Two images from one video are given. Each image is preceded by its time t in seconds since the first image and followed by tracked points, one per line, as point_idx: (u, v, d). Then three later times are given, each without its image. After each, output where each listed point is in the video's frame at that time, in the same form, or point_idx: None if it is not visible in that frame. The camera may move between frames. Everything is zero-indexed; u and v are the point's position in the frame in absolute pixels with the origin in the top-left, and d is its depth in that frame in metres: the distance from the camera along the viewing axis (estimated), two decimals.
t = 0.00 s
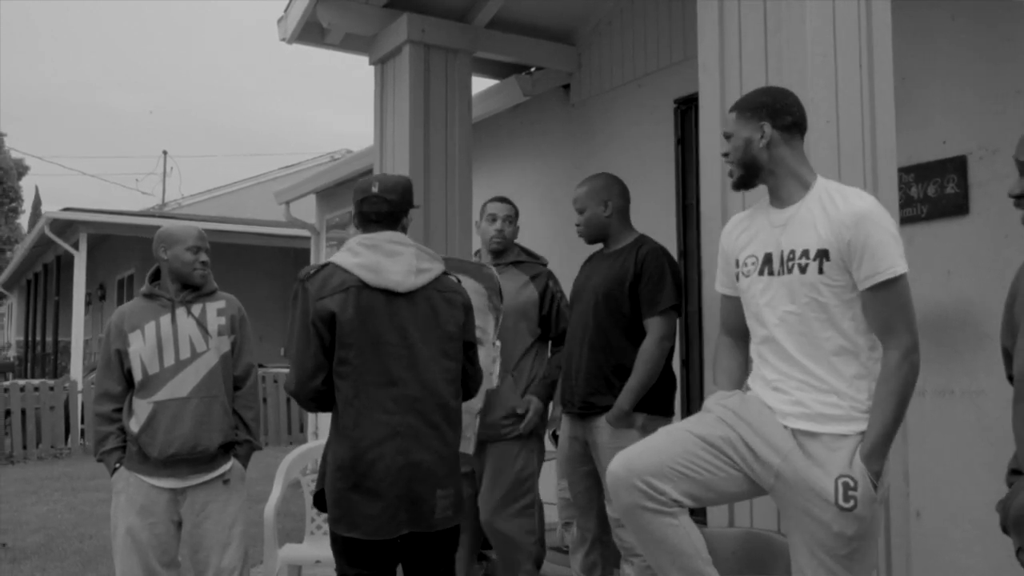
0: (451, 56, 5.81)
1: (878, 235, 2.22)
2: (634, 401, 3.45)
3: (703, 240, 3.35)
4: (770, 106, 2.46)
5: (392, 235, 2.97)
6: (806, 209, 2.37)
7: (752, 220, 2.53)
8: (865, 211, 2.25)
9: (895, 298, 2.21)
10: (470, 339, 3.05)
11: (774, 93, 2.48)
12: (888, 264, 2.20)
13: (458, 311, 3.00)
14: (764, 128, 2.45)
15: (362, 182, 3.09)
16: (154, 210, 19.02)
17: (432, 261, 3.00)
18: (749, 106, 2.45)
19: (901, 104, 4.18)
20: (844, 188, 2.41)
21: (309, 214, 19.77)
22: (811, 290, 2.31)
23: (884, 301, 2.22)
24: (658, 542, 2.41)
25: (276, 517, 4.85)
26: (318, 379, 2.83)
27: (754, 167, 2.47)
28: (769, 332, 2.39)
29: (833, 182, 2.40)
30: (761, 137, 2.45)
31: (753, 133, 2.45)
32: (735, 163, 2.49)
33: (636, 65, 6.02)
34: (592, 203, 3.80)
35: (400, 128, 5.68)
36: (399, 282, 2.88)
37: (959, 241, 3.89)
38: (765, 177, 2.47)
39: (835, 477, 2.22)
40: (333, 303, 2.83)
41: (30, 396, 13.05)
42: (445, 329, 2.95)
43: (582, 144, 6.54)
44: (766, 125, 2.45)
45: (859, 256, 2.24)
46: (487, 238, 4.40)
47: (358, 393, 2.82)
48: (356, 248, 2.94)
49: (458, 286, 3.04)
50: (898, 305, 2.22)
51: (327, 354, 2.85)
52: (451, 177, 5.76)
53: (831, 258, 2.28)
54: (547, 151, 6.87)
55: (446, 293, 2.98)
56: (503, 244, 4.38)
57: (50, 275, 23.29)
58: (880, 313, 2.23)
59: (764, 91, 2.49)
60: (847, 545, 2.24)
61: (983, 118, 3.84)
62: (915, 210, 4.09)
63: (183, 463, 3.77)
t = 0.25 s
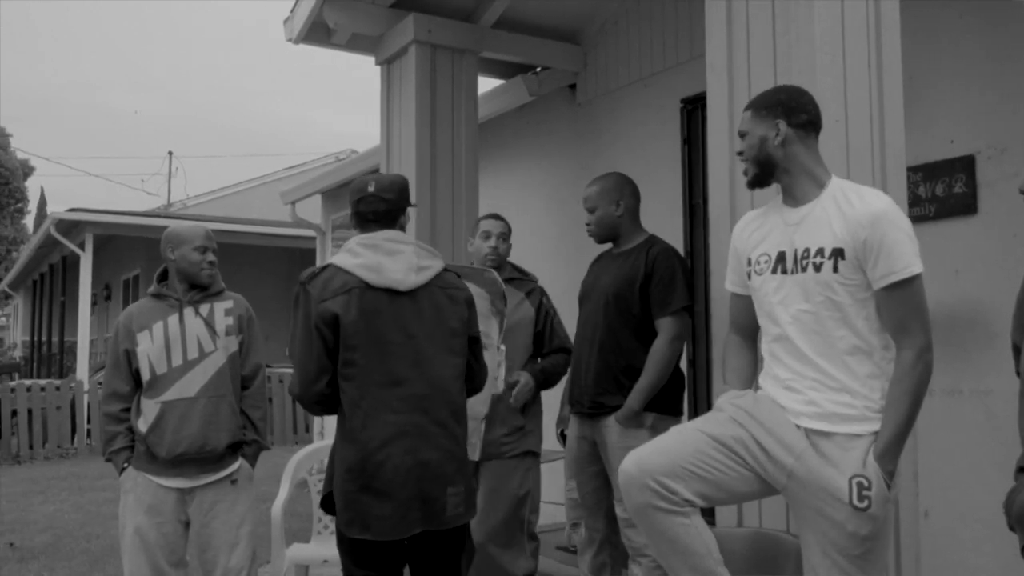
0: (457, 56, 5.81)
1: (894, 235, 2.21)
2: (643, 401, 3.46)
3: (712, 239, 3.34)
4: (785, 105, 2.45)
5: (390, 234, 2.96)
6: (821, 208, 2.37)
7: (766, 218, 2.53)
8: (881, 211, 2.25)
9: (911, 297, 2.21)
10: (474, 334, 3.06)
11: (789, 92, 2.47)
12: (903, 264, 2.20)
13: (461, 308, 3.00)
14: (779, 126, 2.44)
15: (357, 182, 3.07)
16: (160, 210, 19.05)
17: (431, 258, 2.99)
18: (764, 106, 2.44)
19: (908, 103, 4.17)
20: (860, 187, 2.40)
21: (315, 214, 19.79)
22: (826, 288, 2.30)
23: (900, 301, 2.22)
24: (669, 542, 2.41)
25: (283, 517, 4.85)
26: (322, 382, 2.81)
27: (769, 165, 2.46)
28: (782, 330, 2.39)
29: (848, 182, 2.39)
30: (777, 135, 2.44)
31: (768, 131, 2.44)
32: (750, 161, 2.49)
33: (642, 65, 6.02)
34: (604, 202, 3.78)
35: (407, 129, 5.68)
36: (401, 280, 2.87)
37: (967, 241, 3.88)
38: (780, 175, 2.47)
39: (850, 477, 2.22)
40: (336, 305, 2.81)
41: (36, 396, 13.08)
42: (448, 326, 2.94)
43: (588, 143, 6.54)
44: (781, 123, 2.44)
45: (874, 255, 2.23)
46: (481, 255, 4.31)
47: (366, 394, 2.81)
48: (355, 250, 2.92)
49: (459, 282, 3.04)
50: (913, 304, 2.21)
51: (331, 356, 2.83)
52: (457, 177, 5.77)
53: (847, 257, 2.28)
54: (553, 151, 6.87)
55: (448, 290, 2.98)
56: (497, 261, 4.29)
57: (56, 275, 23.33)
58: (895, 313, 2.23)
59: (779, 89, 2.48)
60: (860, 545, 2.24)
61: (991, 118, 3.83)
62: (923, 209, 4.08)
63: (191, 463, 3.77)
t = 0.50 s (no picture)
0: (464, 56, 5.81)
1: (908, 234, 2.20)
2: (654, 402, 3.46)
3: (721, 239, 3.34)
4: (800, 102, 2.44)
5: (392, 234, 2.98)
6: (835, 207, 2.36)
7: (779, 217, 2.53)
8: (896, 210, 2.24)
9: (924, 297, 2.20)
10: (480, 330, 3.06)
11: (804, 89, 2.46)
12: (917, 263, 2.19)
13: (466, 304, 3.01)
14: (794, 123, 2.43)
15: (358, 183, 3.09)
16: (166, 210, 19.09)
17: (433, 255, 3.00)
18: (780, 104, 2.44)
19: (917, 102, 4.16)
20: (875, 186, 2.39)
21: (321, 214, 19.82)
22: (839, 287, 2.30)
23: (914, 300, 2.21)
24: (681, 542, 2.41)
25: (291, 517, 4.85)
26: (329, 385, 2.80)
27: (783, 163, 2.46)
28: (794, 329, 2.39)
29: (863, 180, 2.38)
30: (792, 132, 2.43)
31: (783, 129, 2.44)
32: (764, 158, 2.48)
33: (649, 64, 6.02)
34: (618, 203, 3.76)
35: (414, 129, 5.68)
36: (406, 279, 2.88)
37: (977, 240, 3.87)
38: (795, 173, 2.47)
39: (863, 477, 2.21)
40: (343, 306, 2.81)
41: (43, 396, 13.11)
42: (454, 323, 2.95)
43: (595, 143, 6.53)
44: (796, 120, 2.44)
45: (888, 254, 2.23)
46: (474, 272, 4.30)
47: (375, 395, 2.80)
48: (358, 250, 2.93)
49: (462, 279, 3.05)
50: (928, 304, 2.20)
51: (338, 358, 2.82)
52: (465, 177, 5.77)
53: (860, 256, 2.27)
54: (560, 151, 6.88)
55: (452, 287, 2.99)
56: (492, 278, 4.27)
57: (63, 275, 23.39)
58: (910, 313, 2.22)
59: (794, 88, 2.48)
60: (874, 545, 2.24)
61: (1000, 117, 3.82)
62: (932, 209, 4.07)
63: (200, 462, 3.77)
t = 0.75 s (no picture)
0: (473, 55, 5.81)
1: (924, 233, 2.20)
2: (669, 401, 3.46)
3: (731, 238, 3.34)
4: (814, 100, 2.44)
5: (398, 233, 2.98)
6: (849, 206, 2.36)
7: (792, 215, 2.52)
8: (911, 209, 2.23)
9: (938, 296, 2.20)
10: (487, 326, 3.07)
11: (819, 87, 2.46)
12: (933, 263, 2.18)
13: (473, 302, 3.03)
14: (808, 121, 2.43)
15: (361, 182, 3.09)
16: (175, 210, 19.13)
17: (437, 253, 3.02)
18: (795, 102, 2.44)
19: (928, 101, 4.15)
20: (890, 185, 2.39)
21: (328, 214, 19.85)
22: (852, 286, 2.30)
23: (928, 300, 2.21)
24: (693, 542, 2.41)
25: (301, 516, 4.86)
26: (341, 385, 2.79)
27: (797, 161, 2.45)
28: (807, 328, 2.39)
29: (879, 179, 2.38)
30: (806, 130, 2.43)
31: (798, 126, 2.44)
32: (779, 156, 2.48)
33: (658, 64, 6.01)
34: (633, 202, 3.74)
35: (423, 129, 5.69)
36: (414, 278, 2.89)
37: (988, 239, 3.85)
38: (808, 171, 2.46)
39: (876, 477, 2.21)
40: (353, 306, 2.80)
41: (52, 396, 13.14)
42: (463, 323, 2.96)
43: (603, 143, 6.53)
44: (810, 118, 2.43)
45: (903, 253, 2.22)
46: (478, 269, 4.30)
47: (386, 395, 2.80)
48: (364, 250, 2.93)
49: (468, 277, 3.07)
50: (941, 303, 2.20)
51: (350, 359, 2.81)
52: (474, 177, 5.77)
53: (875, 255, 2.27)
54: (568, 150, 6.88)
55: (460, 285, 3.01)
56: (495, 276, 4.28)
57: (71, 275, 23.46)
58: (924, 312, 2.22)
59: (810, 85, 2.48)
60: (887, 545, 2.23)
61: (1012, 115, 3.80)
62: (943, 208, 4.06)
63: (211, 462, 3.78)
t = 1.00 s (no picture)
0: (481, 55, 5.82)
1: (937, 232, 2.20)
2: (683, 401, 3.45)
3: (742, 237, 3.33)
4: (826, 99, 2.44)
5: (407, 232, 2.99)
6: (861, 204, 2.36)
7: (803, 213, 2.52)
8: (924, 208, 2.23)
9: (951, 296, 2.19)
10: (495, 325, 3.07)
11: (831, 86, 2.46)
12: (945, 262, 2.18)
13: (482, 301, 3.03)
14: (821, 120, 2.43)
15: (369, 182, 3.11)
16: (183, 210, 19.18)
17: (445, 252, 3.03)
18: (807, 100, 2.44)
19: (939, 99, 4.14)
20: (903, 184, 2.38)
21: (336, 214, 19.88)
22: (864, 285, 2.29)
23: (940, 299, 2.20)
24: (704, 541, 2.41)
25: (311, 515, 4.86)
26: (354, 385, 2.79)
27: (810, 159, 2.45)
28: (819, 327, 2.39)
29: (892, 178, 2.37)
30: (818, 128, 2.43)
31: (811, 125, 2.43)
32: (791, 155, 2.48)
33: (667, 63, 6.01)
34: (649, 202, 3.73)
35: (432, 129, 5.69)
36: (424, 277, 2.89)
37: (999, 238, 3.84)
38: (822, 169, 2.46)
39: (887, 478, 2.20)
40: (365, 306, 2.81)
41: (62, 395, 13.19)
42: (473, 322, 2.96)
43: (612, 142, 6.53)
44: (822, 117, 2.43)
45: (915, 252, 2.22)
46: (486, 260, 4.29)
47: (398, 394, 2.80)
48: (373, 248, 2.93)
49: (477, 276, 3.07)
50: (953, 303, 2.20)
51: (362, 358, 2.81)
52: (482, 176, 5.77)
53: (887, 253, 2.26)
54: (577, 150, 6.88)
55: (469, 284, 3.01)
56: (503, 269, 4.28)
57: (80, 275, 23.53)
58: (936, 312, 2.21)
59: (821, 84, 2.47)
60: (899, 545, 2.23)
61: None
62: (954, 207, 4.04)
63: (222, 461, 3.79)
